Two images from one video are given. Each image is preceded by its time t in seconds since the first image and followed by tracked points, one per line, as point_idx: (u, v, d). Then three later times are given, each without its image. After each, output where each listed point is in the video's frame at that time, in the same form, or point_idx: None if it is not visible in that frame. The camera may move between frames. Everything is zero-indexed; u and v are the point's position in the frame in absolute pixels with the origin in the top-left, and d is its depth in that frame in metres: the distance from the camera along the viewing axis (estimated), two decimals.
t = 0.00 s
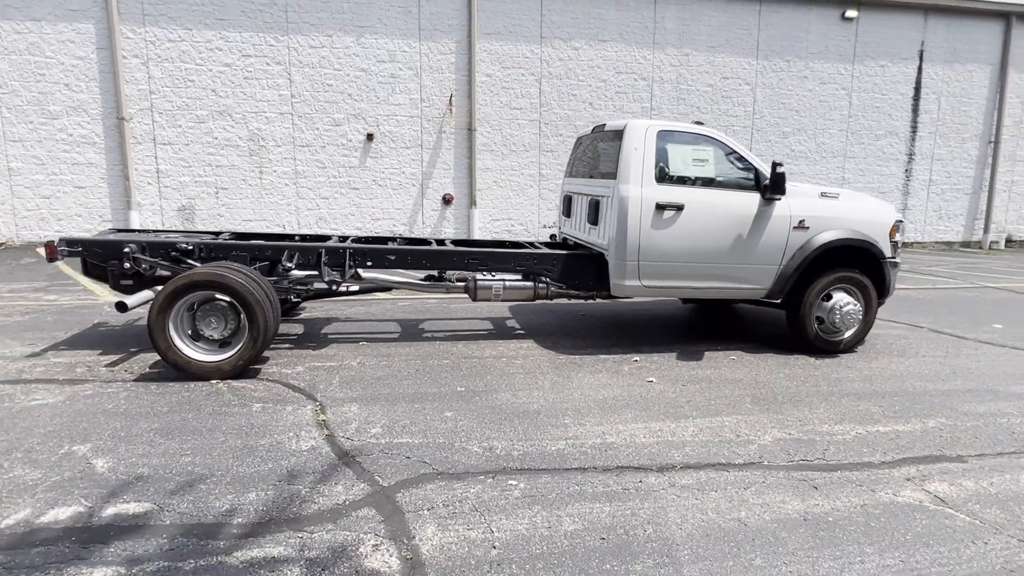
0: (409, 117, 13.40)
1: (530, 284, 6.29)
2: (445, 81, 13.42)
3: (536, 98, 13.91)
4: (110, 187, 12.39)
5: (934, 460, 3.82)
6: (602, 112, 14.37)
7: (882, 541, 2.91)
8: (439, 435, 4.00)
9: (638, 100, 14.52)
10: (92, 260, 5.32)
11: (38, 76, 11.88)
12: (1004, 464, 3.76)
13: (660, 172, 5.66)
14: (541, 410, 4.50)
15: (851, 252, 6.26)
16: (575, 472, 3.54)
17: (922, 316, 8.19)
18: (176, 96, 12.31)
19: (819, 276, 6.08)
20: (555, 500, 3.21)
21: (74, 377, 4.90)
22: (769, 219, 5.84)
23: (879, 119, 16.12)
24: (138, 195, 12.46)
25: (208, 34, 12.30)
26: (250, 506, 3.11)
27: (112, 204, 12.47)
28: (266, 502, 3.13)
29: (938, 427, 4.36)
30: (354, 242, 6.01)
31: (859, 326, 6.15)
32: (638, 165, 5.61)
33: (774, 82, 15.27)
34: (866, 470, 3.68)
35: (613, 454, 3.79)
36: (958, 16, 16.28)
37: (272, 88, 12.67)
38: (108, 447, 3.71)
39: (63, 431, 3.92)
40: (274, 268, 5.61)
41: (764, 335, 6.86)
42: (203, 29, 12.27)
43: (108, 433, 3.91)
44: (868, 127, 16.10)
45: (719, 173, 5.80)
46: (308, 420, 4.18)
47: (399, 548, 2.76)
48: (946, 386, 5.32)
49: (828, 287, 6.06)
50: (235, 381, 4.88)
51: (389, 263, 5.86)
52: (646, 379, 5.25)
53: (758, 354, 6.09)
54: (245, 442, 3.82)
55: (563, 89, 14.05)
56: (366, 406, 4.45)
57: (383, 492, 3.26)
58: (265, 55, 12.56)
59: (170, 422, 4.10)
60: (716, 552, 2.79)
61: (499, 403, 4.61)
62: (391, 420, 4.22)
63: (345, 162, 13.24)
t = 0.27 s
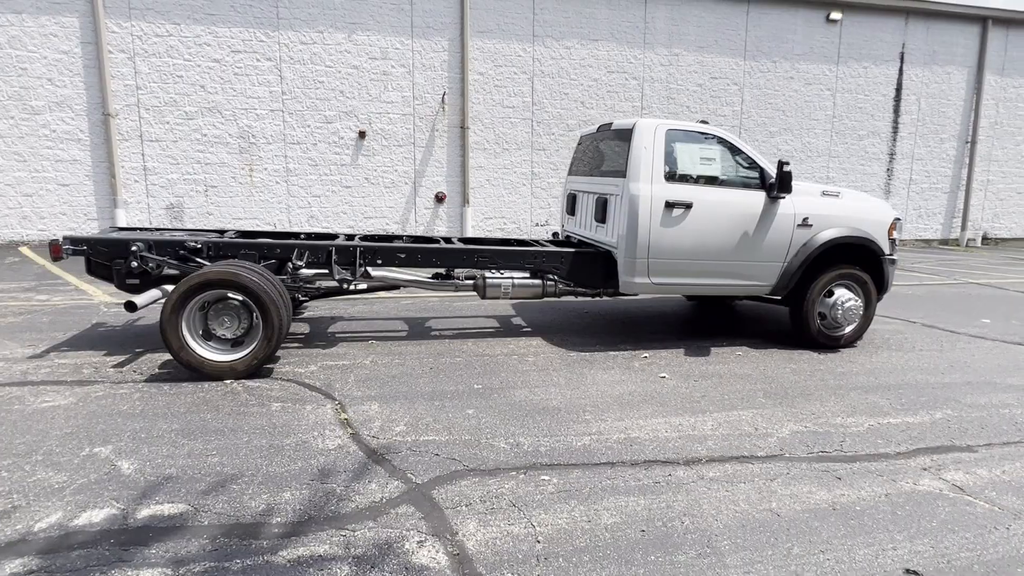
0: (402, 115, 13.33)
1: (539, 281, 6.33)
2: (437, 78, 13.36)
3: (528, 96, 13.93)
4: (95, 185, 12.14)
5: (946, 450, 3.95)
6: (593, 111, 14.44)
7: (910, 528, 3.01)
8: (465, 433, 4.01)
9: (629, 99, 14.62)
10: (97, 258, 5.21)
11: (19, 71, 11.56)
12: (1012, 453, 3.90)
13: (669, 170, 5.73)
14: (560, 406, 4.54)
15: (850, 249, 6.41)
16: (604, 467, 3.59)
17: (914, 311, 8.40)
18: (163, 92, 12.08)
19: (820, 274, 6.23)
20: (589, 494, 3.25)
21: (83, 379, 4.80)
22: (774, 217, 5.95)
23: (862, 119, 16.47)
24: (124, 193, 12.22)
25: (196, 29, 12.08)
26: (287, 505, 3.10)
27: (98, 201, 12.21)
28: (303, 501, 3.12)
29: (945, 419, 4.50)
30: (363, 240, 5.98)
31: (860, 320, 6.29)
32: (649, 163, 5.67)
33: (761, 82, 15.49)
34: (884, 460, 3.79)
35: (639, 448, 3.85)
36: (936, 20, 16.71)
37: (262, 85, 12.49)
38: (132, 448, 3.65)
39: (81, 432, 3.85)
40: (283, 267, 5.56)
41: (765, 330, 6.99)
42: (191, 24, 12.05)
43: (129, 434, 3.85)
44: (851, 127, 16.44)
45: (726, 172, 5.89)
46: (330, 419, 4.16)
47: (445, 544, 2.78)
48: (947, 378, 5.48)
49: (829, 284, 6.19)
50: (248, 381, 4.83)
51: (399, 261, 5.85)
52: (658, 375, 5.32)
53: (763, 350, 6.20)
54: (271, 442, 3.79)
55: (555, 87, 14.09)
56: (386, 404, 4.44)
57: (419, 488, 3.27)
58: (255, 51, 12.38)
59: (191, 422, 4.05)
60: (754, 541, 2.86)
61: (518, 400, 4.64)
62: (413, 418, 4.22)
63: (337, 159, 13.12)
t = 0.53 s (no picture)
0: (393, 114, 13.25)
1: (546, 281, 6.37)
2: (429, 78, 13.31)
3: (520, 96, 13.95)
4: (79, 185, 11.86)
5: (955, 444, 4.08)
6: (584, 111, 14.51)
7: (933, 521, 3.12)
8: (489, 434, 4.03)
9: (620, 99, 14.72)
10: (103, 262, 5.12)
11: None
12: (1018, 447, 4.05)
13: (676, 172, 5.81)
14: (579, 407, 4.57)
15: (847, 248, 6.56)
16: (631, 466, 3.65)
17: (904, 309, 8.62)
18: (150, 90, 11.85)
19: (820, 273, 6.37)
20: (622, 492, 3.30)
21: (91, 384, 4.70)
22: (778, 218, 6.08)
23: (845, 121, 16.82)
24: (110, 193, 11.96)
25: (184, 25, 11.86)
26: (323, 509, 3.09)
27: (82, 201, 11.94)
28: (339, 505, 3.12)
29: (949, 414, 4.65)
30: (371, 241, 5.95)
31: (859, 318, 6.44)
32: (657, 165, 5.75)
33: (748, 84, 15.72)
34: (898, 455, 3.91)
35: (662, 447, 3.91)
36: (915, 24, 17.14)
37: (252, 83, 12.32)
38: (155, 455, 3.60)
39: (99, 439, 3.78)
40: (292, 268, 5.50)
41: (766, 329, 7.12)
42: (179, 20, 11.83)
43: (149, 440, 3.79)
44: (834, 128, 16.78)
45: (730, 174, 6.00)
46: (352, 422, 4.15)
47: (488, 546, 2.80)
48: (945, 374, 5.65)
49: (829, 283, 6.34)
50: (262, 385, 4.79)
51: (409, 262, 5.83)
52: (669, 374, 5.40)
53: (766, 348, 6.32)
54: (296, 446, 3.77)
55: (547, 87, 14.13)
56: (406, 407, 4.44)
57: (453, 490, 3.29)
58: (244, 49, 12.20)
59: (211, 427, 4.00)
60: (788, 536, 2.93)
61: (536, 401, 4.67)
62: (435, 420, 4.22)
63: (328, 158, 12.99)
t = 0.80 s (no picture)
0: (383, 112, 13.11)
1: (552, 280, 6.35)
2: (420, 76, 13.20)
3: (511, 94, 13.91)
4: (60, 183, 11.54)
5: (969, 438, 4.15)
6: (575, 109, 14.52)
7: (963, 513, 3.15)
8: (511, 434, 3.98)
9: (610, 98, 14.76)
10: (102, 262, 4.96)
11: None
12: None
13: (684, 170, 5.83)
14: (596, 406, 4.56)
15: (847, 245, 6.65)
16: (658, 463, 3.64)
17: (896, 305, 8.78)
18: (133, 85, 11.55)
19: (822, 270, 6.44)
20: (653, 490, 3.29)
21: (94, 388, 4.55)
22: (782, 216, 6.14)
23: (829, 121, 17.10)
24: (92, 192, 11.64)
25: (168, 19, 11.58)
26: (355, 513, 3.02)
27: (63, 200, 11.60)
28: (370, 508, 3.05)
29: (957, 407, 4.73)
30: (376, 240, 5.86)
31: (860, 314, 6.53)
32: (665, 163, 5.76)
33: (735, 83, 15.88)
34: (916, 449, 3.95)
35: (685, 444, 3.91)
36: (895, 26, 17.48)
37: (239, 79, 12.07)
38: (171, 461, 3.49)
39: (111, 445, 3.65)
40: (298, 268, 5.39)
41: (767, 325, 7.19)
42: (163, 14, 11.55)
43: (163, 445, 3.67)
44: (819, 128, 17.05)
45: (735, 172, 6.04)
46: (370, 423, 4.07)
47: (529, 548, 2.77)
48: (946, 368, 5.75)
49: (831, 280, 6.42)
50: (272, 387, 4.68)
51: (416, 261, 5.75)
52: (679, 372, 5.42)
53: (770, 344, 6.38)
54: (317, 449, 3.68)
55: (537, 86, 14.11)
56: (423, 408, 4.37)
57: (483, 492, 3.24)
58: (231, 44, 11.94)
59: (226, 431, 3.89)
60: (824, 532, 2.95)
61: (552, 400, 4.64)
62: (454, 420, 4.17)
63: (317, 157, 12.79)
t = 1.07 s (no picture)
0: (374, 111, 12.92)
1: (561, 281, 6.29)
2: (411, 74, 13.04)
3: (503, 93, 13.81)
4: (40, 183, 11.17)
5: (988, 435, 4.19)
6: (566, 109, 14.47)
7: (999, 513, 3.16)
8: (537, 440, 3.91)
9: (601, 97, 14.75)
10: (102, 266, 4.76)
11: None
12: None
13: (694, 170, 5.81)
14: (617, 409, 4.50)
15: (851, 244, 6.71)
16: (691, 467, 3.60)
17: (892, 302, 8.89)
18: (116, 83, 11.21)
19: (828, 270, 6.49)
20: (692, 496, 3.25)
21: (97, 399, 4.36)
22: (789, 215, 6.16)
23: (814, 120, 17.32)
24: (73, 192, 11.29)
25: (152, 14, 11.26)
26: (391, 525, 2.92)
27: (43, 201, 11.23)
28: (406, 520, 2.95)
29: (971, 405, 4.77)
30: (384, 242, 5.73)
31: (865, 312, 6.59)
32: (676, 163, 5.73)
33: (723, 83, 16.00)
34: (941, 448, 3.97)
35: (714, 447, 3.88)
36: (878, 27, 17.79)
37: (226, 77, 11.79)
38: (190, 475, 3.34)
39: (124, 459, 3.49)
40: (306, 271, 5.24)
41: (771, 324, 7.22)
42: (147, 9, 11.22)
43: (180, 458, 3.51)
44: (804, 128, 17.27)
45: (744, 171, 6.05)
46: (392, 431, 3.96)
47: (577, 559, 2.70)
48: (952, 366, 5.82)
49: (837, 279, 6.46)
50: (284, 394, 4.54)
51: (425, 263, 5.64)
52: (694, 372, 5.39)
53: (778, 344, 6.39)
54: (341, 459, 3.56)
55: (529, 85, 14.03)
56: (443, 414, 4.27)
57: (520, 501, 3.16)
58: (218, 41, 11.66)
59: (243, 441, 3.75)
60: (869, 535, 2.93)
61: (572, 403, 4.57)
62: (477, 427, 4.08)
63: (307, 156, 12.55)
